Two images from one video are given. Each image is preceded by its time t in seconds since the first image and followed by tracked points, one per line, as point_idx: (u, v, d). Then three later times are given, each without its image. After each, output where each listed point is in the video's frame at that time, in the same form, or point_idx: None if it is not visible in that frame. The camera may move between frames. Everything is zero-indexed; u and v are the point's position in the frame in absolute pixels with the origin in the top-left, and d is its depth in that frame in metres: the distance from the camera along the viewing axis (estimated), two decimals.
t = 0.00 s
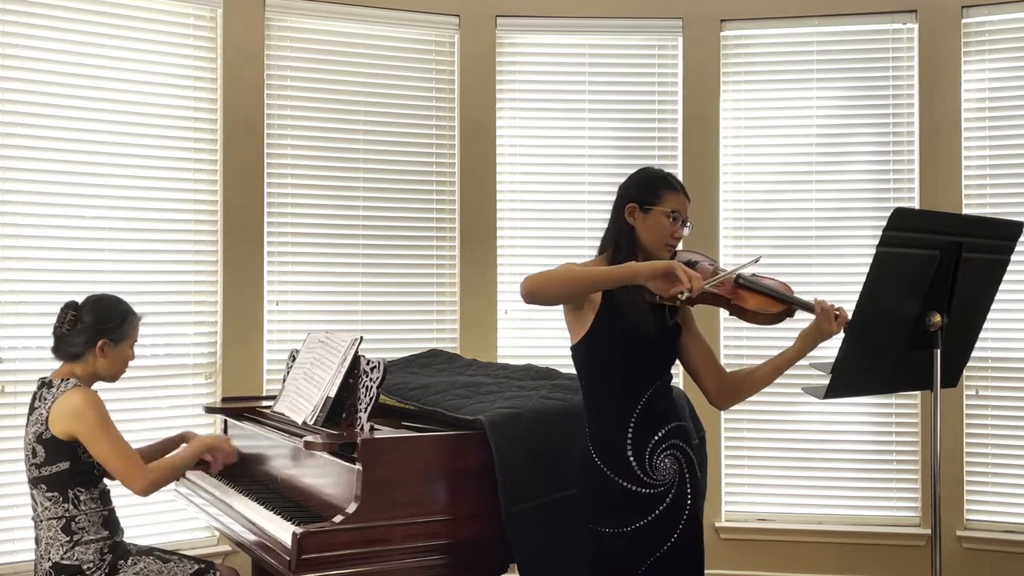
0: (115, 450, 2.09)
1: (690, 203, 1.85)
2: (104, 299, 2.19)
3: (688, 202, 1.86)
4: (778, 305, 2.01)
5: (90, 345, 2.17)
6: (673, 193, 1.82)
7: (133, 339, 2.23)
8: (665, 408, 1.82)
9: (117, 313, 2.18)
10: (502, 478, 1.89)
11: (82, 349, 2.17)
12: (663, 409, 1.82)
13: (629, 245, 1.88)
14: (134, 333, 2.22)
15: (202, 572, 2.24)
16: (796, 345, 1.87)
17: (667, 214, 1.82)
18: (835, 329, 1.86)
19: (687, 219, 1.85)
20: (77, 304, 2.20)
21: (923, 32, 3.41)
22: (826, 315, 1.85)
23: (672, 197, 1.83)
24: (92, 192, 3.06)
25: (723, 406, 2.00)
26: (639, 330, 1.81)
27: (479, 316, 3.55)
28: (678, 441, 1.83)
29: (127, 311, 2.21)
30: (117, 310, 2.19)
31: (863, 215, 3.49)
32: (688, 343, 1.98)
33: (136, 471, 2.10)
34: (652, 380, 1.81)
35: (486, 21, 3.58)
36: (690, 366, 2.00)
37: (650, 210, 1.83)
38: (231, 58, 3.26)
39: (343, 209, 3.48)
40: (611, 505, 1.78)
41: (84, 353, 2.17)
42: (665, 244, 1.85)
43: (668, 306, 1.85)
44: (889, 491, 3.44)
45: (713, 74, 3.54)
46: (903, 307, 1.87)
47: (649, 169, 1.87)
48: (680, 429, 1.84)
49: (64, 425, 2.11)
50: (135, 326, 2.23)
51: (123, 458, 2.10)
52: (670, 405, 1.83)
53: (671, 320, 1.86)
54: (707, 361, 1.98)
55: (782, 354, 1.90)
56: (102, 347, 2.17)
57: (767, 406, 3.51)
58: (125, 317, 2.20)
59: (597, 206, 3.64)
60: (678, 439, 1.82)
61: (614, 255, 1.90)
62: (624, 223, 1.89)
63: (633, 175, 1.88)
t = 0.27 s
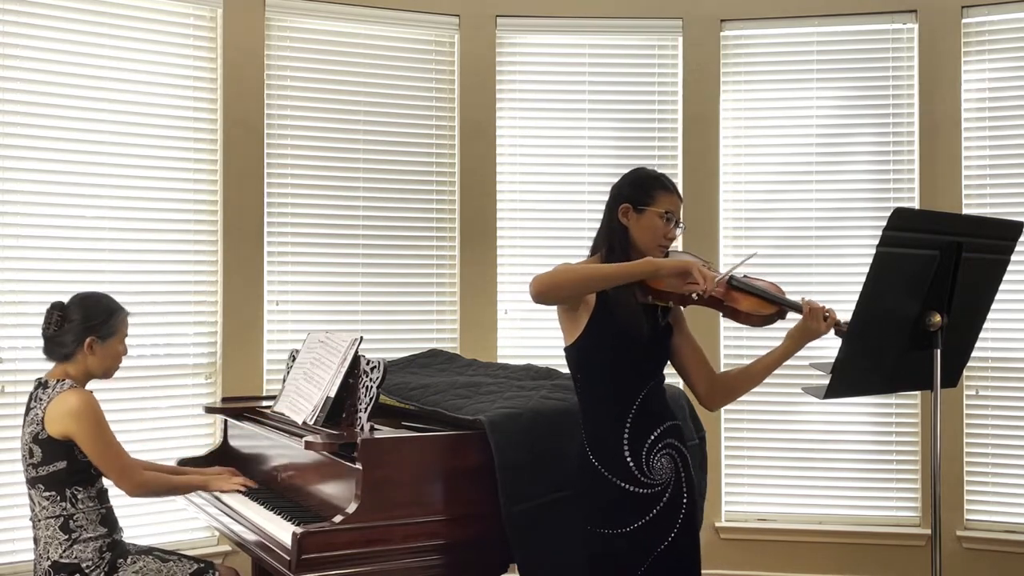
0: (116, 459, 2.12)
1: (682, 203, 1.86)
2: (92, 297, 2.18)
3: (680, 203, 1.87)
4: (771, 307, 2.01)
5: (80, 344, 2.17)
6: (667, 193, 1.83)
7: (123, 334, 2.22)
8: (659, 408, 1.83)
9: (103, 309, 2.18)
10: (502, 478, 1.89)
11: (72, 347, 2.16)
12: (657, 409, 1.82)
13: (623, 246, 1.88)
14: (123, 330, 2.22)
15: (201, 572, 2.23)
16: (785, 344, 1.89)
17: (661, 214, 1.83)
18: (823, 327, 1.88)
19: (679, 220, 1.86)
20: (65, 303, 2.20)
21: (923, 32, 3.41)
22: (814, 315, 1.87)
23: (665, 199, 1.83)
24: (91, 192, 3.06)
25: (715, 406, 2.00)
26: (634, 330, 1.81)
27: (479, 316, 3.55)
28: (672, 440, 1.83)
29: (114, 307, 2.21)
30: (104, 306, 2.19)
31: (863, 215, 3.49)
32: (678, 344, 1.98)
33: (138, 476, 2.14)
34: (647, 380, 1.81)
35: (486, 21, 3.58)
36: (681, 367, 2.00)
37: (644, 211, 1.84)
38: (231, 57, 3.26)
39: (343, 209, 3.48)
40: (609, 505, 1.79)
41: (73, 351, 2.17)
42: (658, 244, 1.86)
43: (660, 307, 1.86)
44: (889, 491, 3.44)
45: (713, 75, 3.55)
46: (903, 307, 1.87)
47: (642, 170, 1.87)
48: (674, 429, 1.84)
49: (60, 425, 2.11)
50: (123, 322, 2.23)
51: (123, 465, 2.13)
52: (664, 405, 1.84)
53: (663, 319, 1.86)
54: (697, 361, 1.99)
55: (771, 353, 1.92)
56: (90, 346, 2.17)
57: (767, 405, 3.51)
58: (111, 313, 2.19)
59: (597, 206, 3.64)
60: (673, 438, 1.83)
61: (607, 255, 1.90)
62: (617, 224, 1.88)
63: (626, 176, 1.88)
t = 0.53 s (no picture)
0: (114, 465, 2.12)
1: (675, 201, 1.86)
2: (93, 301, 2.19)
3: (673, 200, 1.87)
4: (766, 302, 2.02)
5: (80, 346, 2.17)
6: (660, 191, 1.83)
7: (124, 336, 2.21)
8: (657, 407, 1.82)
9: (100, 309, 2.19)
10: (502, 478, 1.89)
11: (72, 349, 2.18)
12: (654, 408, 1.82)
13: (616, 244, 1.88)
14: (122, 330, 2.21)
15: (201, 572, 2.23)
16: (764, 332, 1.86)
17: (654, 212, 1.83)
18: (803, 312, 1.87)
19: (672, 217, 1.86)
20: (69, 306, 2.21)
21: (923, 32, 3.41)
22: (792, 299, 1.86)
23: (657, 196, 1.83)
24: (91, 192, 3.06)
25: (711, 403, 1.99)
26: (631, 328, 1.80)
27: (479, 316, 3.55)
28: (668, 440, 1.82)
29: (114, 308, 2.21)
30: (103, 307, 2.20)
31: (863, 215, 3.49)
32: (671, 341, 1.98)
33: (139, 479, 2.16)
34: (643, 379, 1.81)
35: (486, 21, 3.58)
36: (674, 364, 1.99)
37: (637, 209, 1.83)
38: (231, 57, 3.26)
39: (343, 209, 3.48)
40: (607, 505, 1.79)
41: (73, 352, 2.18)
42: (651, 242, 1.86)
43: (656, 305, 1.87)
44: (889, 491, 3.44)
45: (713, 75, 3.55)
46: (903, 307, 1.87)
47: (633, 168, 1.87)
48: (671, 428, 1.84)
49: (59, 425, 2.11)
50: (124, 323, 2.22)
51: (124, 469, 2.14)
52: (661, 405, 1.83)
53: (659, 318, 1.88)
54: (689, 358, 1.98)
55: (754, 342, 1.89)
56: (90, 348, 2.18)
57: (767, 406, 3.51)
58: (108, 313, 2.20)
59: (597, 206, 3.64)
60: (669, 437, 1.83)
61: (601, 254, 1.90)
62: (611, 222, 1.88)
63: (616, 175, 1.88)
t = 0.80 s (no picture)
0: (110, 467, 2.11)
1: (674, 196, 1.86)
2: (100, 304, 2.19)
3: (672, 196, 1.87)
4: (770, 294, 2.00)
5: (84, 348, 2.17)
6: (658, 187, 1.83)
7: (128, 340, 2.20)
8: (654, 407, 1.82)
9: (106, 311, 2.18)
10: (502, 478, 1.89)
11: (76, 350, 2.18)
12: (651, 408, 1.81)
13: (617, 241, 1.88)
14: (127, 334, 2.20)
15: (201, 571, 2.24)
16: (772, 323, 1.86)
17: (653, 209, 1.83)
18: (807, 302, 1.86)
19: (672, 212, 1.86)
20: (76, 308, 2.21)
21: (923, 32, 3.41)
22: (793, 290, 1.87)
23: (656, 193, 1.83)
24: (91, 191, 3.06)
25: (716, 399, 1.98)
26: (631, 327, 1.81)
27: (479, 316, 3.55)
28: (665, 439, 1.82)
29: (120, 313, 2.21)
30: (109, 310, 2.19)
31: (863, 215, 3.49)
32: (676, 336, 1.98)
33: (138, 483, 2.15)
34: (640, 378, 1.80)
35: (486, 21, 3.58)
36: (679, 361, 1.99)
37: (636, 206, 1.84)
38: (231, 58, 3.26)
39: (343, 209, 3.48)
40: (603, 505, 1.79)
41: (76, 353, 2.18)
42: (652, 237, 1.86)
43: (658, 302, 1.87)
44: (889, 491, 3.44)
45: (713, 74, 3.55)
46: (903, 307, 1.87)
47: (631, 167, 1.87)
48: (668, 428, 1.83)
49: (58, 426, 2.11)
50: (129, 328, 2.21)
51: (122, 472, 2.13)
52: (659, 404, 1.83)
53: (662, 314, 1.88)
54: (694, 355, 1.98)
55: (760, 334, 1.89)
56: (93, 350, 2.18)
57: (767, 405, 3.51)
58: (113, 315, 2.19)
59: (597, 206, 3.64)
60: (665, 437, 1.82)
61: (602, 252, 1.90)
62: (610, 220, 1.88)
63: (614, 174, 1.88)
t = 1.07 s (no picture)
0: (110, 467, 2.11)
1: (685, 205, 1.85)
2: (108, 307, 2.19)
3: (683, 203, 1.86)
4: (771, 313, 2.02)
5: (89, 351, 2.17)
6: (671, 194, 1.82)
7: (136, 347, 2.23)
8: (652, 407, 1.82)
9: (117, 317, 2.19)
10: (502, 477, 1.89)
11: (80, 353, 2.18)
12: (647, 408, 1.82)
13: (624, 246, 1.87)
14: (134, 339, 2.22)
15: (201, 572, 2.24)
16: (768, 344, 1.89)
17: (664, 216, 1.82)
18: (804, 327, 1.89)
19: (682, 221, 1.85)
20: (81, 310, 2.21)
21: (923, 32, 3.41)
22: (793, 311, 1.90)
23: (667, 199, 1.82)
24: (91, 192, 3.06)
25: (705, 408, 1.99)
26: (633, 330, 1.79)
27: (479, 316, 3.55)
28: (662, 439, 1.82)
29: (129, 319, 2.22)
30: (120, 316, 2.20)
31: (863, 215, 3.49)
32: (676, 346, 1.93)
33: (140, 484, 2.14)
34: (637, 379, 1.81)
35: (486, 21, 3.58)
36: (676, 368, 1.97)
37: (647, 212, 1.83)
38: (231, 57, 3.26)
39: (343, 209, 3.48)
40: (600, 505, 1.79)
41: (80, 355, 2.18)
42: (659, 245, 1.85)
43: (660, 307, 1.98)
44: (889, 491, 3.44)
45: (713, 74, 3.55)
46: (903, 307, 1.87)
47: (645, 170, 1.88)
48: (666, 428, 1.83)
49: (59, 427, 2.11)
50: (137, 334, 2.23)
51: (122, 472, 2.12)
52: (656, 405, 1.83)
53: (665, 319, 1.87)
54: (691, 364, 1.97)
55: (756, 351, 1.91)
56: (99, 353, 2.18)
57: (767, 405, 3.51)
58: (123, 321, 2.20)
59: (597, 206, 3.64)
60: (663, 437, 1.82)
61: (608, 255, 1.89)
62: (619, 223, 1.87)
63: (628, 176, 1.89)
